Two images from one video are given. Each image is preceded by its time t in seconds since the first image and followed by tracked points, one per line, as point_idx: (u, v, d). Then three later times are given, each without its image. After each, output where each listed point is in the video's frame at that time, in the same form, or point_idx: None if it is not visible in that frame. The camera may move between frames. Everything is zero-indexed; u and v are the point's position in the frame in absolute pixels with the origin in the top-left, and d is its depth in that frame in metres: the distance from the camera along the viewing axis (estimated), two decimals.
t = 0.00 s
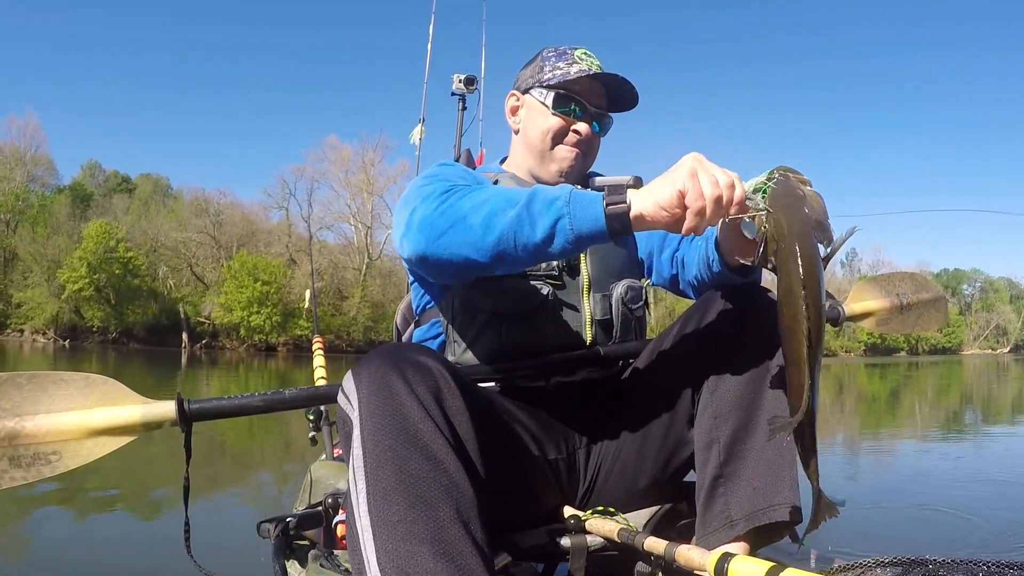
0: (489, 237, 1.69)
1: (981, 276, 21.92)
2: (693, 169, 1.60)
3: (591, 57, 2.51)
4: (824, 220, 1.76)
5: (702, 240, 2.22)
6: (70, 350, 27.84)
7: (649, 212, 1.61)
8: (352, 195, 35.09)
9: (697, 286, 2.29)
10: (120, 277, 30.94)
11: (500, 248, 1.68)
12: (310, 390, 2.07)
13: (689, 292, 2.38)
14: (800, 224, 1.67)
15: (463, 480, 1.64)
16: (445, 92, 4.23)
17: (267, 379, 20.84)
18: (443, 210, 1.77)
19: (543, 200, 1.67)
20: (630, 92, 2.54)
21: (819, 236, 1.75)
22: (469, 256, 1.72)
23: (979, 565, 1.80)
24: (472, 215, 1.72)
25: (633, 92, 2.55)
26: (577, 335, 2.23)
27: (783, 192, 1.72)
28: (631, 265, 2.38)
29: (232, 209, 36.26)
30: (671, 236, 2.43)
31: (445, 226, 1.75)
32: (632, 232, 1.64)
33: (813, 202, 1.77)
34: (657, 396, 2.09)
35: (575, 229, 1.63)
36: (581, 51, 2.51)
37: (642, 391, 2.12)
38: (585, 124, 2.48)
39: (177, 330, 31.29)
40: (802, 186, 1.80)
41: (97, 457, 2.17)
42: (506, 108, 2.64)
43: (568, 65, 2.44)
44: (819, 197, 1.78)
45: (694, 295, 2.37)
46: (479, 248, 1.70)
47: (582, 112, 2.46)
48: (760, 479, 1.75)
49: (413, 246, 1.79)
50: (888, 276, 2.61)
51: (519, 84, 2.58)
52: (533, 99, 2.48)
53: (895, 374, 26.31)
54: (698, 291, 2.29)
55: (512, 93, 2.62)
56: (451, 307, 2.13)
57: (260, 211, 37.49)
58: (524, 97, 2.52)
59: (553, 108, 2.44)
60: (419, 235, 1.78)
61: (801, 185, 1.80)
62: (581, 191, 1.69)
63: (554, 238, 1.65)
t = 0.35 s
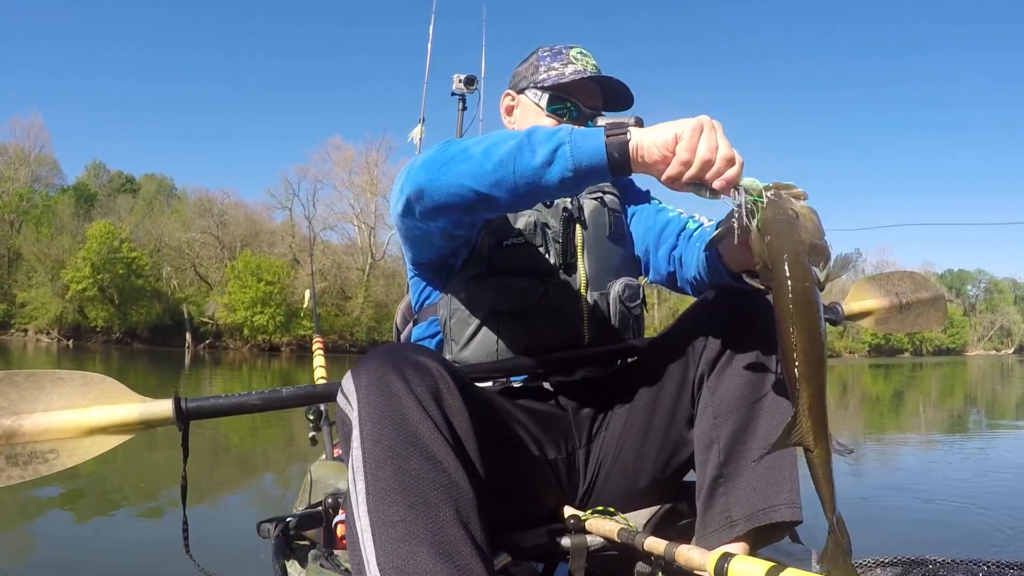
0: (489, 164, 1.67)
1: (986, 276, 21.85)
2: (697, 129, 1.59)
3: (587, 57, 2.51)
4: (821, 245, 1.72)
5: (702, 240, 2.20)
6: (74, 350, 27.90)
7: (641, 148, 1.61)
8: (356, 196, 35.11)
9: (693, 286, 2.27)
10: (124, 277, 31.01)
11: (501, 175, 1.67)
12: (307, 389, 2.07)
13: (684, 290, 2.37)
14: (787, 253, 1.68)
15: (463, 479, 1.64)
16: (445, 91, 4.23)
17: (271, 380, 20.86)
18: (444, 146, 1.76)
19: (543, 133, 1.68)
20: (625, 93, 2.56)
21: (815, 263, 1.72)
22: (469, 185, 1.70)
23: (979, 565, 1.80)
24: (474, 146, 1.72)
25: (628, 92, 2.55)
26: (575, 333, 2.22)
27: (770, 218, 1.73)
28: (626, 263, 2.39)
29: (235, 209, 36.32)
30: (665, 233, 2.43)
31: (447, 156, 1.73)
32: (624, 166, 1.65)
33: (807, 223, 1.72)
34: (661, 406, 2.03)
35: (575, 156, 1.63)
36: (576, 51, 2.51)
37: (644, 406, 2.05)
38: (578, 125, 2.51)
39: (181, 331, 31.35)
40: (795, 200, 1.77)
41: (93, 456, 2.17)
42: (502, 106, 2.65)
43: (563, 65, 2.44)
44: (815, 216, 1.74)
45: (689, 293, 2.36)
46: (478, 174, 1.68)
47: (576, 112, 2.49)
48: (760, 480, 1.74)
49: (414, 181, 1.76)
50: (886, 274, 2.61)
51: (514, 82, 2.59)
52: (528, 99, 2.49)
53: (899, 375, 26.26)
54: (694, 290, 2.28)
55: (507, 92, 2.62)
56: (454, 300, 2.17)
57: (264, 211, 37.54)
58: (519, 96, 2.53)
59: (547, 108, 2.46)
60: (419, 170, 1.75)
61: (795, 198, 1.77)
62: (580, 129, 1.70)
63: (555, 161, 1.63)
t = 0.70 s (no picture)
0: (481, 204, 1.67)
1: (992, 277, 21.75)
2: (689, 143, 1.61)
3: (582, 56, 2.51)
4: (819, 242, 1.71)
5: (704, 240, 2.19)
6: (78, 349, 27.94)
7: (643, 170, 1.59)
8: (359, 196, 35.13)
9: (694, 286, 2.26)
10: (127, 277, 31.07)
11: (494, 213, 1.67)
12: (307, 389, 2.07)
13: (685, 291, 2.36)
14: (780, 245, 1.68)
15: (462, 479, 1.64)
16: (445, 91, 4.23)
17: (274, 379, 20.87)
18: (436, 183, 1.75)
19: (533, 165, 1.67)
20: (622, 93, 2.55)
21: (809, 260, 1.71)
22: (464, 224, 1.70)
23: (982, 565, 1.79)
24: (464, 182, 1.71)
25: (625, 90, 2.53)
26: (575, 333, 2.22)
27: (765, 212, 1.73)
28: (626, 263, 2.38)
29: (239, 209, 36.36)
30: (666, 234, 2.42)
31: (439, 196, 1.73)
32: (623, 194, 1.62)
33: (806, 219, 1.71)
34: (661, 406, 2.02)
35: (567, 189, 1.62)
36: (572, 51, 2.51)
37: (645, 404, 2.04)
38: (575, 125, 2.50)
39: (184, 330, 31.39)
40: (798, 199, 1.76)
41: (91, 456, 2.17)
42: (499, 108, 2.66)
43: (558, 65, 2.44)
44: (815, 214, 1.73)
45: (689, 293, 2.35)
46: (472, 214, 1.69)
47: (573, 112, 2.48)
48: (760, 479, 1.74)
49: (410, 220, 1.77)
50: (885, 275, 2.61)
51: (511, 83, 2.59)
52: (524, 99, 2.49)
53: (903, 376, 26.18)
54: (695, 291, 2.27)
55: (504, 93, 2.63)
56: (448, 306, 2.15)
57: (267, 211, 37.56)
58: (516, 97, 2.54)
59: (542, 107, 2.45)
60: (414, 209, 1.76)
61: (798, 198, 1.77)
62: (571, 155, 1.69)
63: (548, 199, 1.63)
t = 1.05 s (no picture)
0: (494, 145, 1.67)
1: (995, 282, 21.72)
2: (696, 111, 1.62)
3: (580, 56, 2.50)
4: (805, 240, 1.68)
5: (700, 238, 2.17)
6: (81, 347, 27.99)
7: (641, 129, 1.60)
8: (363, 196, 35.17)
9: (689, 285, 2.24)
10: (131, 276, 31.13)
11: (505, 157, 1.66)
12: (304, 389, 2.06)
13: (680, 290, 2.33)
14: (763, 251, 1.69)
15: (461, 479, 1.63)
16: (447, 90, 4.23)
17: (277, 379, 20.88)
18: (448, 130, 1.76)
19: (547, 114, 1.67)
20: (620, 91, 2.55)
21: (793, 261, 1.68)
22: (473, 168, 1.69)
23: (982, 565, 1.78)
24: (477, 129, 1.71)
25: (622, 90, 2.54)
26: (573, 334, 2.22)
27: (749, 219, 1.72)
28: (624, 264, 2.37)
29: (242, 209, 36.41)
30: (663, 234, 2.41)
31: (450, 139, 1.73)
32: (632, 150, 1.63)
33: (789, 220, 1.67)
34: (661, 406, 2.01)
35: (579, 136, 1.62)
36: (570, 51, 2.51)
37: (644, 402, 2.03)
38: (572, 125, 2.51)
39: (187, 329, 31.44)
40: (781, 197, 1.71)
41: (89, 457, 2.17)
42: (498, 107, 2.67)
43: (556, 66, 2.44)
44: (797, 209, 1.68)
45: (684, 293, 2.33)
46: (482, 155, 1.68)
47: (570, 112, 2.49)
48: (759, 479, 1.73)
49: (417, 163, 1.75)
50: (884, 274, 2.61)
51: (510, 83, 2.60)
52: (522, 100, 2.50)
53: (906, 380, 26.13)
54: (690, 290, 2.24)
55: (503, 92, 2.64)
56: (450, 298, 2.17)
57: (271, 211, 37.61)
58: (514, 97, 2.54)
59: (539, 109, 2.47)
60: (424, 152, 1.75)
61: (781, 196, 1.72)
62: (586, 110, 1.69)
63: (561, 141, 1.63)
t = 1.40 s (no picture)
0: (479, 166, 1.66)
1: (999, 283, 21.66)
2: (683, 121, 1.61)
3: (584, 58, 2.50)
4: (796, 244, 1.70)
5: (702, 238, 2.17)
6: (84, 347, 28.04)
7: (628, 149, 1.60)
8: (366, 196, 35.17)
9: (690, 285, 2.24)
10: (134, 276, 31.16)
11: (490, 178, 1.66)
12: (305, 388, 2.07)
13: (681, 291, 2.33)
14: (756, 253, 1.72)
15: (462, 479, 1.63)
16: (447, 91, 4.23)
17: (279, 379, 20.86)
18: (435, 148, 1.76)
19: (532, 132, 1.66)
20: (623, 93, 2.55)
21: (787, 267, 1.72)
22: (460, 189, 1.70)
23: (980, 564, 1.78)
24: (463, 147, 1.71)
25: (625, 93, 2.54)
26: (571, 333, 2.21)
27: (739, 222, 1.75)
28: (624, 264, 2.36)
29: (245, 209, 36.44)
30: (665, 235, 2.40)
31: (437, 159, 1.73)
32: (620, 166, 1.63)
33: (782, 226, 1.69)
34: (660, 407, 2.01)
35: (563, 158, 1.61)
36: (574, 52, 2.50)
37: (643, 403, 2.02)
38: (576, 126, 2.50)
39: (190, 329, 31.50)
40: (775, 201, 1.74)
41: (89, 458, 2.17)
42: (501, 108, 2.66)
43: (560, 66, 2.44)
44: (796, 216, 1.70)
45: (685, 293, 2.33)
46: (468, 176, 1.68)
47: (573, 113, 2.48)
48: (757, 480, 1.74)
49: (405, 184, 1.76)
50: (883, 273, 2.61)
51: (513, 84, 2.59)
52: (525, 101, 2.49)
53: (909, 381, 26.07)
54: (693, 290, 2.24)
55: (506, 93, 2.63)
56: (449, 298, 2.17)
57: (273, 210, 37.63)
58: (517, 98, 2.53)
59: (543, 110, 2.46)
60: (410, 172, 1.76)
61: (775, 199, 1.74)
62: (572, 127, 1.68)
63: (545, 163, 1.62)
